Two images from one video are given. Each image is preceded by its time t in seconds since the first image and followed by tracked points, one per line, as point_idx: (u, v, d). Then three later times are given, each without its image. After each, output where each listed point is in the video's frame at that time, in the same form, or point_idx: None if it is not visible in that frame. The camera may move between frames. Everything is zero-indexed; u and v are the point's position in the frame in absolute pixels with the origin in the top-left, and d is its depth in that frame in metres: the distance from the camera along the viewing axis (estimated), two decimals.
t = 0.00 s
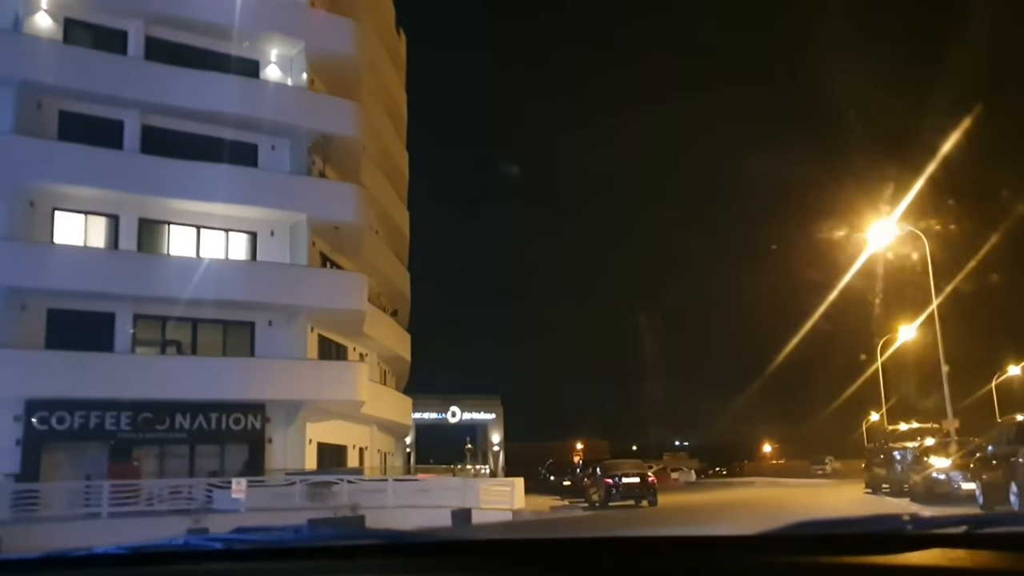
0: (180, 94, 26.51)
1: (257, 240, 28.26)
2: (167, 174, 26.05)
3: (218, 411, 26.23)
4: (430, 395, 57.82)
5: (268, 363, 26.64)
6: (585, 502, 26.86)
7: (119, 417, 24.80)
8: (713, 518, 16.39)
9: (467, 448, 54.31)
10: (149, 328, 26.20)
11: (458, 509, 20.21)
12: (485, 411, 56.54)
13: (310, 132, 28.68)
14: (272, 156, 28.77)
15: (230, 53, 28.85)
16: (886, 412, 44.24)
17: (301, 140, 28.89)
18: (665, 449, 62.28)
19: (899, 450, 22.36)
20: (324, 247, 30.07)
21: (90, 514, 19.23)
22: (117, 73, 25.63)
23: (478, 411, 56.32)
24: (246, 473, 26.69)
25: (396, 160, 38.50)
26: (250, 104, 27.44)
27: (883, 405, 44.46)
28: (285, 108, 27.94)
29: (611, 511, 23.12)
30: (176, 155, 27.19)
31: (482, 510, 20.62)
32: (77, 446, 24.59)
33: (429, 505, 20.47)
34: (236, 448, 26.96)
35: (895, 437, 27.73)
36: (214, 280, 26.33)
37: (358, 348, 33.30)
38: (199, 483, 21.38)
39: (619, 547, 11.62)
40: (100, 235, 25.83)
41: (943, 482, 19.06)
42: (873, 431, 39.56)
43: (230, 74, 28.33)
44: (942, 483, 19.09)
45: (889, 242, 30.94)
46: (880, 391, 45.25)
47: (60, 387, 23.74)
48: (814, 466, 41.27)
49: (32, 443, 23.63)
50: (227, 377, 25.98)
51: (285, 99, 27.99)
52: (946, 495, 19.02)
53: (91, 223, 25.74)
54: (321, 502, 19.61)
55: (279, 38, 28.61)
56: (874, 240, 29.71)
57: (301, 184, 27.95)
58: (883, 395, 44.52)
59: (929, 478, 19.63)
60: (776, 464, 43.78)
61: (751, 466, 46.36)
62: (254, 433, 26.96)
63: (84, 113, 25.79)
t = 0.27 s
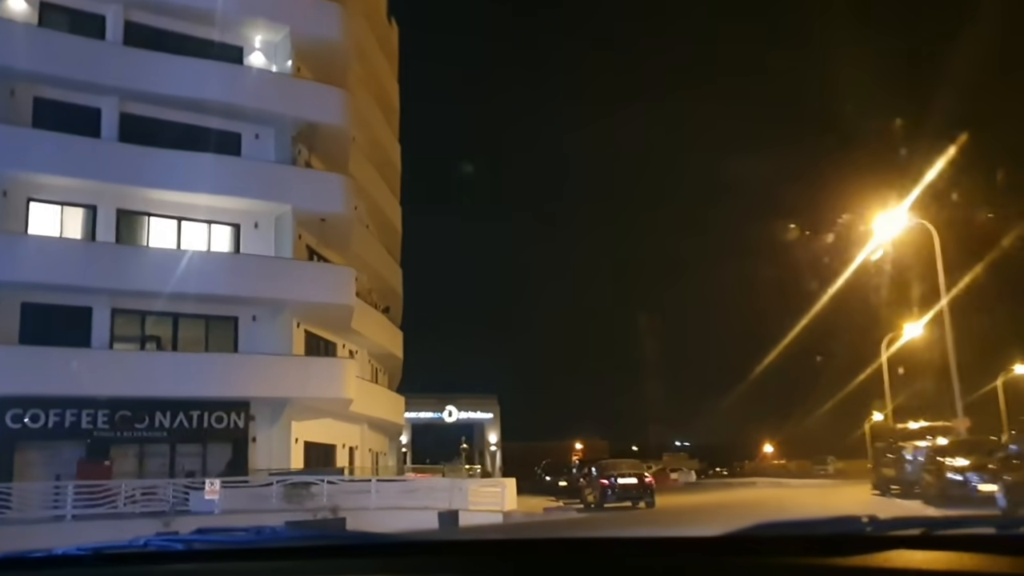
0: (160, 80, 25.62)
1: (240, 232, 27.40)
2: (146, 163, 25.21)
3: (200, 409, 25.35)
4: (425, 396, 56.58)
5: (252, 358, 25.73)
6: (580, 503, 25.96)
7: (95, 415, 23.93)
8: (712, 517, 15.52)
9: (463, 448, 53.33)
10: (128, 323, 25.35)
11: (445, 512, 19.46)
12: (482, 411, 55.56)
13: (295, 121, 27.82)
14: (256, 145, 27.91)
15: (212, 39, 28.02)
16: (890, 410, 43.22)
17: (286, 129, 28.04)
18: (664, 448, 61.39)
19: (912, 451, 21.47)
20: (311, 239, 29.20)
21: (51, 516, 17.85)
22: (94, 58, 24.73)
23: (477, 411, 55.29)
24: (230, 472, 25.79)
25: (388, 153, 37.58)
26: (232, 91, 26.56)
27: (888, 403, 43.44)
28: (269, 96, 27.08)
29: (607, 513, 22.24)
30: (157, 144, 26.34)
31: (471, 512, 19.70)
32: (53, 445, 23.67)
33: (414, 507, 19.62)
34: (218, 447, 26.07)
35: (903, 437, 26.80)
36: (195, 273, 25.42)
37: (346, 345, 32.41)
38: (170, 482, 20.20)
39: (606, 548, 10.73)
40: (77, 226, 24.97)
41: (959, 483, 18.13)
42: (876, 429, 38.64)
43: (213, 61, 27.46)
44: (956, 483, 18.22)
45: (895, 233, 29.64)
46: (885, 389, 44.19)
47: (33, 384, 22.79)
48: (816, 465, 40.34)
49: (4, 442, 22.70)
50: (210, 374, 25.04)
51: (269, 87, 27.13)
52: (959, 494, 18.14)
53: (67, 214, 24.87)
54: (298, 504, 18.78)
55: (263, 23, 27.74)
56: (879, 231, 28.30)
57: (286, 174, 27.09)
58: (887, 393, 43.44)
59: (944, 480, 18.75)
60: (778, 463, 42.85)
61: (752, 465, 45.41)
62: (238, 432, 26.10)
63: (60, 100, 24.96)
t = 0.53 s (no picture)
0: (157, 67, 24.72)
1: (240, 224, 26.52)
2: (143, 153, 24.35)
3: (196, 406, 24.62)
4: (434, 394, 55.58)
5: (251, 355, 24.87)
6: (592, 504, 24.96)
7: (88, 413, 23.16)
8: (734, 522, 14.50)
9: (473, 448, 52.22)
10: (123, 318, 24.51)
11: (447, 516, 18.61)
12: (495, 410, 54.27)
13: (297, 110, 26.90)
14: (257, 135, 27.00)
15: (211, 26, 26.99)
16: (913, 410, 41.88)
17: (288, 119, 27.14)
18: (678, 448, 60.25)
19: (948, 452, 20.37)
20: (312, 231, 28.30)
21: (36, 518, 16.60)
22: (89, 43, 23.80)
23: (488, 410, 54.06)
24: (227, 470, 24.95)
25: (394, 145, 36.71)
26: (232, 79, 25.66)
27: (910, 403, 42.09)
28: (270, 83, 26.17)
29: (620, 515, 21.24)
30: (154, 133, 25.46)
31: (477, 515, 18.84)
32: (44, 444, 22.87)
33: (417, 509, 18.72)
34: (217, 445, 25.24)
35: (931, 438, 25.64)
36: (193, 267, 24.60)
37: (350, 340, 31.51)
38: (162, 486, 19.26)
39: (620, 559, 9.74)
40: (70, 217, 24.12)
41: (1004, 488, 17.01)
42: (898, 429, 37.43)
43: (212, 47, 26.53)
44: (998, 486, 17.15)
45: (923, 225, 28.08)
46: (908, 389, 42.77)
47: (21, 380, 21.93)
48: (835, 466, 39.15)
49: None
50: (207, 370, 24.19)
51: (270, 74, 26.22)
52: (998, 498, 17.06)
53: (61, 204, 24.02)
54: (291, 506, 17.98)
55: (264, 9, 26.77)
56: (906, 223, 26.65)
57: (288, 164, 26.19)
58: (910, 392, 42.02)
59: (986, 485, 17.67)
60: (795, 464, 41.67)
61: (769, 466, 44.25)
62: (236, 429, 25.34)
63: (53, 87, 24.05)
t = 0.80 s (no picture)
0: (219, 57, 24.34)
1: (301, 217, 25.97)
2: (204, 144, 23.97)
3: (256, 401, 24.13)
4: (502, 393, 54.58)
5: (311, 349, 24.26)
6: (664, 507, 23.71)
7: (149, 407, 22.88)
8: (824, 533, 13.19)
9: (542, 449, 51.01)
10: (184, 312, 24.15)
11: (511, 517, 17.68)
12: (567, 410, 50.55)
13: (358, 99, 26.24)
14: (318, 125, 26.43)
15: (272, 14, 26.55)
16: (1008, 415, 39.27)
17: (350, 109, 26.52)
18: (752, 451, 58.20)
19: None
20: (373, 224, 27.60)
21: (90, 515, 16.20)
22: (151, 34, 23.53)
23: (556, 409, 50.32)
24: (287, 468, 24.39)
25: (458, 138, 35.91)
26: (291, 67, 25.06)
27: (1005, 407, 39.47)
28: (332, 72, 25.56)
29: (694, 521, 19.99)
30: (215, 125, 25.09)
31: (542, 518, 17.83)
32: (106, 438, 22.70)
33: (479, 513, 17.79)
34: (277, 441, 24.72)
35: None
36: (253, 259, 24.02)
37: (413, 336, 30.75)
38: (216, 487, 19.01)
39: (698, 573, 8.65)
40: (132, 209, 23.87)
41: None
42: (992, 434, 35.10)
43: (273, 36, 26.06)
44: None
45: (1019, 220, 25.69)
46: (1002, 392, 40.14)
47: (81, 374, 21.66)
48: (923, 471, 36.97)
49: (55, 434, 21.80)
50: (267, 365, 23.66)
51: (331, 62, 25.61)
52: None
53: (123, 197, 23.77)
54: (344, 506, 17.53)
55: None
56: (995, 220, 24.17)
57: (349, 154, 25.54)
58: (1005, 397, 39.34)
59: None
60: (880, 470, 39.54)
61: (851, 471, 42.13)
62: (296, 425, 24.76)
63: (115, 79, 23.86)
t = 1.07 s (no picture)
0: (305, 48, 23.98)
1: (389, 210, 25.39)
2: (292, 137, 23.58)
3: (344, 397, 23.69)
4: (597, 393, 53.43)
5: (399, 345, 23.66)
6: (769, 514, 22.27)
7: (236, 403, 22.60)
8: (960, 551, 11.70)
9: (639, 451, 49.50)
10: (271, 307, 23.84)
11: (604, 525, 16.73)
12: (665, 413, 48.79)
13: (446, 89, 25.52)
14: (406, 117, 25.85)
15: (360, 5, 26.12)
16: None
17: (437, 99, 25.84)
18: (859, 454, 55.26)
19: None
20: (462, 217, 26.86)
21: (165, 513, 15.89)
22: (238, 27, 23.35)
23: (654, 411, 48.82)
24: (375, 465, 23.88)
25: (550, 130, 34.94)
26: (377, 57, 24.47)
27: None
28: (418, 61, 24.91)
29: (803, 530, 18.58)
30: (302, 118, 24.77)
31: (639, 525, 16.71)
32: (196, 433, 22.55)
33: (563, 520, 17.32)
34: (365, 439, 24.21)
35: None
36: (340, 253, 23.48)
37: (503, 332, 29.92)
38: (294, 485, 18.90)
39: None
40: (220, 204, 23.67)
41: None
42: None
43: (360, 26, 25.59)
44: None
45: None
46: None
47: (170, 368, 21.53)
48: None
49: (144, 429, 21.74)
50: (355, 361, 23.15)
51: (418, 51, 24.97)
52: None
53: (211, 191, 23.63)
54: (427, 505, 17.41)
55: None
56: None
57: (436, 144, 24.81)
58: None
59: None
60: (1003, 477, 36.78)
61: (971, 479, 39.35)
62: (384, 422, 24.22)
63: (204, 73, 23.79)
